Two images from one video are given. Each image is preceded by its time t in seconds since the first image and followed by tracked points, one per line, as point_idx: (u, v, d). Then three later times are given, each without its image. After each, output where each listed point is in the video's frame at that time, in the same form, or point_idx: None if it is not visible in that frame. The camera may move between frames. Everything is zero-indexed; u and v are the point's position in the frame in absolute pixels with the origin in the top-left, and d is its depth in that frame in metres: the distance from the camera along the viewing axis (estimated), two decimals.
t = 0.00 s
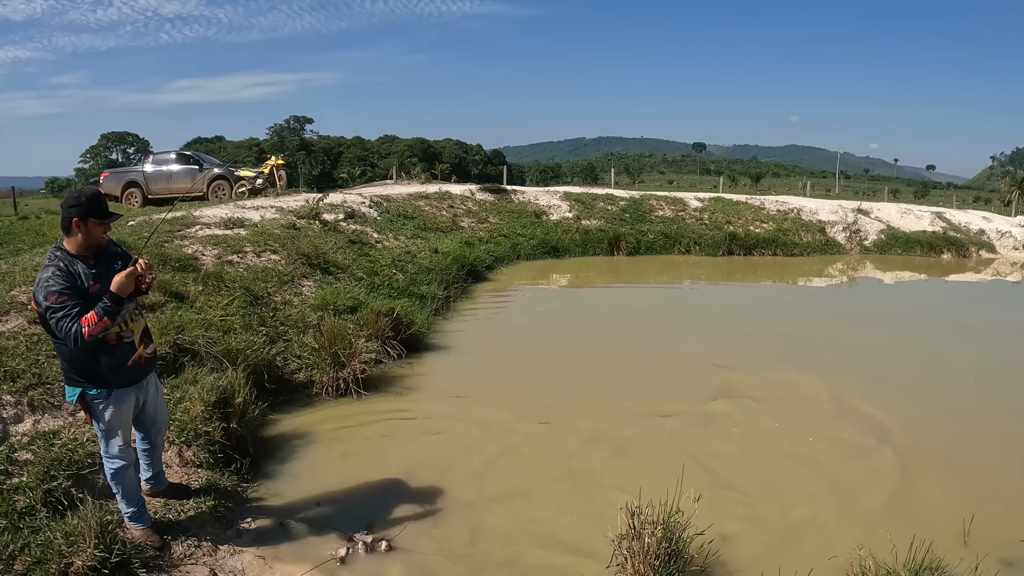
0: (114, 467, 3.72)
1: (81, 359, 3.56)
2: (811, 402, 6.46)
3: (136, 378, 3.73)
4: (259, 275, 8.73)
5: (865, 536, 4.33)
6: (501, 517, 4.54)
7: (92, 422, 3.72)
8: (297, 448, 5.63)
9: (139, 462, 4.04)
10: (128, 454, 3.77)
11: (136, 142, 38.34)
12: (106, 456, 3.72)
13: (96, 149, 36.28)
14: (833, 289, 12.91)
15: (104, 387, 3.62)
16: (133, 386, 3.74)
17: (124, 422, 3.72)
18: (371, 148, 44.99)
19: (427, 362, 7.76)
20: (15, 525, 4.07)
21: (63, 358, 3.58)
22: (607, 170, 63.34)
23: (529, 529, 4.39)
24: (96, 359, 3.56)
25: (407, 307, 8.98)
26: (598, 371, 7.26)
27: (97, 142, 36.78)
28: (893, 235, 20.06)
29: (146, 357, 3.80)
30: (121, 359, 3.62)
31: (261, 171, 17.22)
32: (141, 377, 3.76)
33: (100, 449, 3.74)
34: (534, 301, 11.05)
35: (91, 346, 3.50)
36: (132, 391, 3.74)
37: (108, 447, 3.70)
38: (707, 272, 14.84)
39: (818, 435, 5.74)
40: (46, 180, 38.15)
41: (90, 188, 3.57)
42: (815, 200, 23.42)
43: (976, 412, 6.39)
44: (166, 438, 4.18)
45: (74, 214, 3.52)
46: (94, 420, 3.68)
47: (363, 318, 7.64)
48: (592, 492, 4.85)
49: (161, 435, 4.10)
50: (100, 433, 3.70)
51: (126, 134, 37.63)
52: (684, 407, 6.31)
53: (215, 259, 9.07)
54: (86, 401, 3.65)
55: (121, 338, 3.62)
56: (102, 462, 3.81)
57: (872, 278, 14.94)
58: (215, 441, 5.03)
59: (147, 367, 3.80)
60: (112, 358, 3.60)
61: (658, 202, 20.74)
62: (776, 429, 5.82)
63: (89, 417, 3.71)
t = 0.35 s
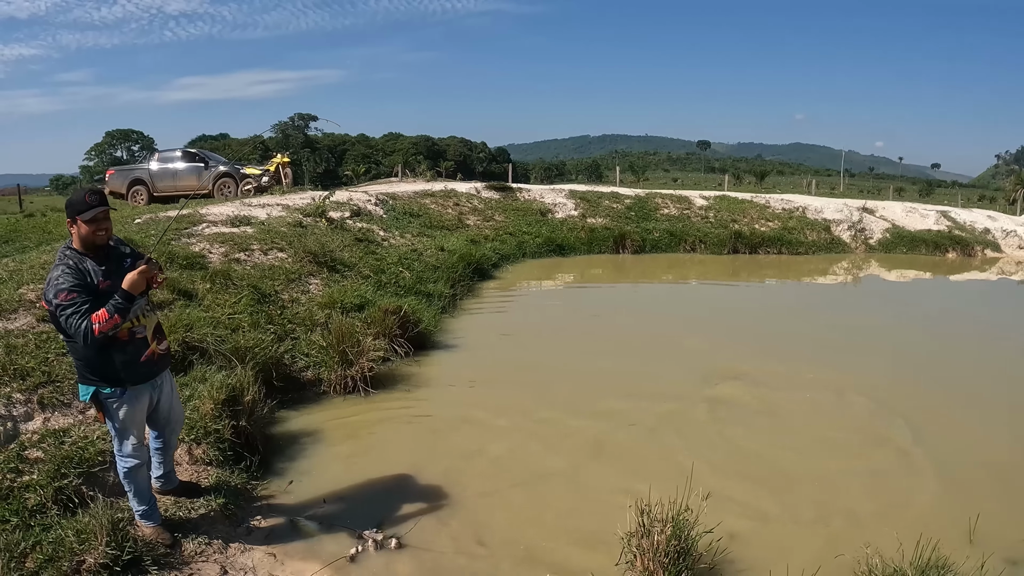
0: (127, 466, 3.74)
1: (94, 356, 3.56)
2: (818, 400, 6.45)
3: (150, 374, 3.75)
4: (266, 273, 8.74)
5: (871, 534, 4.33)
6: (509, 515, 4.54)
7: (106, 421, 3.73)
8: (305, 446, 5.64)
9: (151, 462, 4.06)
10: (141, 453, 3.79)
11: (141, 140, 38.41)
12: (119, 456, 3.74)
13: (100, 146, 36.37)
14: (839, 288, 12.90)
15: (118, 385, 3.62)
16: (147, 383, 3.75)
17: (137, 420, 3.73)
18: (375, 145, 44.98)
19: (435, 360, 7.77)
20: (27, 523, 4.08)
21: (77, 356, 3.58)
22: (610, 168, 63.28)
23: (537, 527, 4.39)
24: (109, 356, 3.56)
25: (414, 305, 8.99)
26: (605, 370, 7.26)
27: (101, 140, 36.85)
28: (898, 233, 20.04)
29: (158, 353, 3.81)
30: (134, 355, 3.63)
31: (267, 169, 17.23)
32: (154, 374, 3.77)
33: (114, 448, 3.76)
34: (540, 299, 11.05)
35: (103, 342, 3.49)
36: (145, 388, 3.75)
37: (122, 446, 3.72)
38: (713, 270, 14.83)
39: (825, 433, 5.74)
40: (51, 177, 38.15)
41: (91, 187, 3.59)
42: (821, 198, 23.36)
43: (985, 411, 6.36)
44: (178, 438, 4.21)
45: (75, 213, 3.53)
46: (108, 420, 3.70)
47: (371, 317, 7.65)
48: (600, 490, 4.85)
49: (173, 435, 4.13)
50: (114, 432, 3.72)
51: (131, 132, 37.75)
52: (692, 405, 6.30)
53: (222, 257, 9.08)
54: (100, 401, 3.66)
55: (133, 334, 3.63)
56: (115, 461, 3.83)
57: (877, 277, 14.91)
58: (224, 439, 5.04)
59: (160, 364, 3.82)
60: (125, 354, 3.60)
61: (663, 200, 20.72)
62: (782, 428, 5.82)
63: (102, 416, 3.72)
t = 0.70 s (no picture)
0: (142, 463, 3.76)
1: (114, 352, 3.58)
2: (825, 398, 6.45)
3: (167, 371, 3.77)
4: (275, 271, 8.75)
5: (879, 532, 4.34)
6: (519, 512, 4.55)
7: (121, 418, 3.75)
8: (315, 443, 5.66)
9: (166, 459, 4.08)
10: (156, 450, 3.81)
11: (146, 135, 38.46)
12: (135, 452, 3.76)
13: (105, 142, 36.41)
14: (845, 286, 12.90)
15: (136, 382, 3.64)
16: (164, 380, 3.76)
17: (153, 417, 3.75)
18: (379, 141, 44.95)
19: (443, 357, 7.77)
20: (40, 521, 4.10)
21: (97, 352, 3.59)
22: (613, 165, 63.24)
23: (547, 525, 4.40)
24: (128, 353, 3.59)
25: (422, 303, 8.99)
26: (613, 368, 7.27)
27: (106, 136, 36.88)
28: (903, 231, 20.00)
29: (175, 351, 3.84)
30: (153, 352, 3.65)
31: (273, 166, 17.24)
32: (172, 370, 3.79)
33: (129, 445, 3.78)
34: (547, 297, 11.05)
35: (127, 337, 3.51)
36: (161, 386, 3.75)
37: (137, 443, 3.74)
38: (720, 268, 14.82)
39: (832, 431, 5.74)
40: (56, 174, 38.18)
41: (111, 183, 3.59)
42: (827, 196, 23.32)
43: (992, 410, 6.34)
44: (193, 435, 4.23)
45: (94, 209, 3.53)
46: (124, 418, 3.72)
47: (379, 314, 7.66)
48: (610, 487, 4.85)
49: (189, 433, 4.15)
50: (129, 430, 3.74)
51: (135, 128, 37.77)
52: (701, 403, 6.30)
53: (231, 254, 9.09)
54: (116, 398, 3.67)
55: (153, 332, 3.65)
56: (130, 458, 3.84)
57: (883, 275, 14.90)
58: (235, 437, 5.05)
59: (177, 361, 3.84)
60: (143, 351, 3.62)
61: (669, 198, 20.72)
62: (789, 426, 5.82)
63: (119, 414, 3.74)
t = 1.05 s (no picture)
0: (151, 454, 3.78)
1: (138, 338, 3.64)
2: (830, 396, 6.44)
3: (182, 360, 3.86)
4: (281, 266, 8.76)
5: (882, 529, 4.34)
6: (525, 508, 4.55)
7: (132, 409, 3.77)
8: (322, 438, 5.67)
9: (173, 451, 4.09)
10: (165, 441, 3.84)
11: (150, 130, 38.49)
12: (144, 443, 3.78)
13: (110, 137, 36.45)
14: (850, 283, 12.87)
15: (151, 371, 3.69)
16: (178, 370, 3.84)
17: (164, 408, 3.79)
18: (383, 136, 44.92)
19: (448, 353, 7.78)
20: (48, 516, 4.14)
21: (119, 337, 3.62)
22: (617, 161, 63.16)
23: (553, 521, 4.40)
24: (149, 340, 3.66)
25: (427, 298, 9.00)
26: (619, 363, 7.28)
27: (111, 131, 36.91)
28: (908, 229, 19.95)
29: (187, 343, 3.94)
30: (173, 340, 3.76)
31: (278, 161, 17.24)
32: (186, 360, 3.89)
33: (138, 436, 3.80)
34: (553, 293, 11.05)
35: (161, 322, 3.62)
36: (175, 375, 3.81)
37: (146, 434, 3.76)
38: (725, 265, 14.80)
39: (837, 429, 5.74)
40: (62, 168, 38.22)
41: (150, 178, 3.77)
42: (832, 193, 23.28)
43: (998, 409, 6.32)
44: (200, 428, 4.25)
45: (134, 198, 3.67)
46: (135, 408, 3.74)
47: (386, 310, 7.67)
48: (616, 483, 4.85)
49: (196, 424, 4.17)
50: (141, 419, 3.75)
51: (140, 122, 37.80)
52: (706, 400, 6.30)
53: (237, 250, 9.10)
54: (130, 389, 3.70)
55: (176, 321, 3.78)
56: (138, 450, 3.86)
57: (888, 273, 14.88)
58: (243, 432, 5.07)
59: (190, 352, 3.94)
60: (163, 340, 3.71)
61: (674, 194, 20.70)
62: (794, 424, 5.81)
63: (130, 404, 3.76)
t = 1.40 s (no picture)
0: (163, 438, 3.85)
1: (158, 328, 3.73)
2: (836, 393, 6.43)
3: (197, 347, 3.97)
4: (286, 260, 8.77)
5: (888, 526, 4.33)
6: (530, 503, 4.56)
7: (146, 393, 3.86)
8: (327, 432, 5.68)
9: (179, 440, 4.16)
10: (178, 426, 3.92)
11: (156, 125, 38.53)
12: (155, 428, 3.86)
13: (115, 131, 36.52)
14: (857, 280, 12.83)
15: (170, 357, 3.79)
16: (193, 356, 3.95)
17: (178, 394, 3.89)
18: (387, 132, 44.94)
19: (453, 348, 7.78)
20: (54, 508, 4.16)
21: (140, 327, 3.70)
22: (622, 157, 63.08)
23: (558, 515, 4.41)
24: (168, 329, 3.76)
25: (433, 293, 9.00)
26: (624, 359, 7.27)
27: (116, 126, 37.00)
28: (914, 227, 19.87)
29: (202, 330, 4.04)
30: (190, 330, 3.85)
31: (284, 156, 17.25)
32: (199, 348, 3.99)
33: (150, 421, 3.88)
34: (558, 288, 11.05)
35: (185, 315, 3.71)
36: (190, 361, 3.92)
37: (159, 418, 3.85)
38: (730, 261, 14.78)
39: (842, 426, 5.73)
40: (67, 163, 38.31)
41: (180, 173, 3.80)
42: (838, 190, 23.21)
43: (1005, 407, 6.28)
44: (205, 416, 4.32)
45: (164, 194, 3.72)
46: (150, 390, 3.84)
47: (391, 304, 7.68)
48: (622, 478, 4.86)
49: (202, 412, 4.26)
50: (154, 404, 3.84)
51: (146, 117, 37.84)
52: (712, 396, 6.29)
53: (243, 244, 9.10)
54: (148, 372, 3.79)
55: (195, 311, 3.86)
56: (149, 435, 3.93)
57: (894, 270, 14.85)
58: (249, 425, 5.08)
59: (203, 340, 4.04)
60: (182, 329, 3.81)
61: (680, 190, 20.67)
62: (798, 421, 5.81)
63: (145, 388, 3.86)
